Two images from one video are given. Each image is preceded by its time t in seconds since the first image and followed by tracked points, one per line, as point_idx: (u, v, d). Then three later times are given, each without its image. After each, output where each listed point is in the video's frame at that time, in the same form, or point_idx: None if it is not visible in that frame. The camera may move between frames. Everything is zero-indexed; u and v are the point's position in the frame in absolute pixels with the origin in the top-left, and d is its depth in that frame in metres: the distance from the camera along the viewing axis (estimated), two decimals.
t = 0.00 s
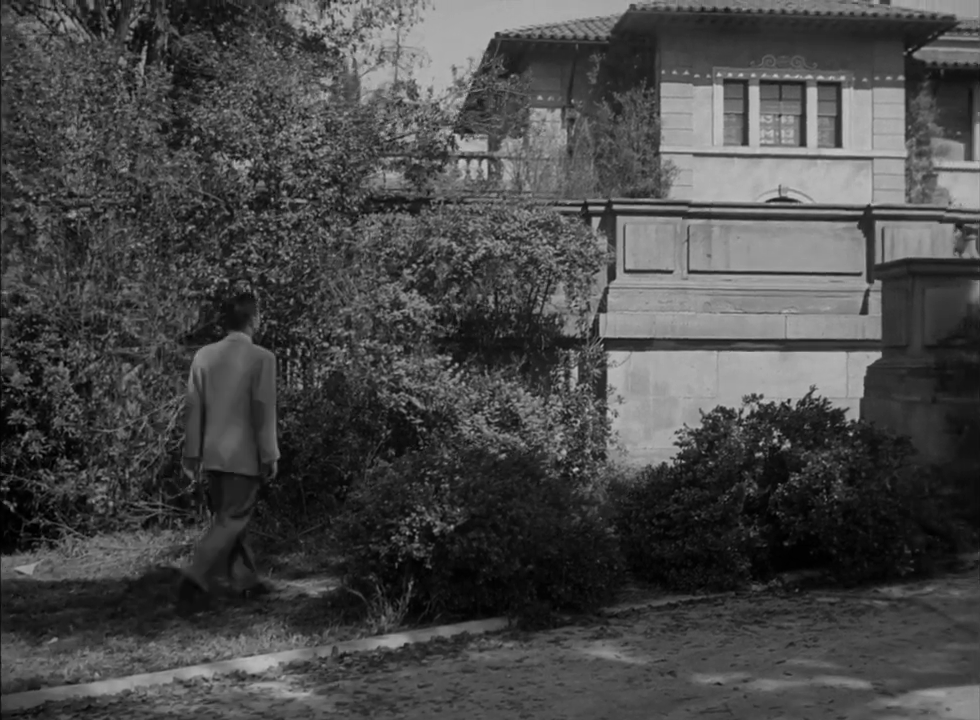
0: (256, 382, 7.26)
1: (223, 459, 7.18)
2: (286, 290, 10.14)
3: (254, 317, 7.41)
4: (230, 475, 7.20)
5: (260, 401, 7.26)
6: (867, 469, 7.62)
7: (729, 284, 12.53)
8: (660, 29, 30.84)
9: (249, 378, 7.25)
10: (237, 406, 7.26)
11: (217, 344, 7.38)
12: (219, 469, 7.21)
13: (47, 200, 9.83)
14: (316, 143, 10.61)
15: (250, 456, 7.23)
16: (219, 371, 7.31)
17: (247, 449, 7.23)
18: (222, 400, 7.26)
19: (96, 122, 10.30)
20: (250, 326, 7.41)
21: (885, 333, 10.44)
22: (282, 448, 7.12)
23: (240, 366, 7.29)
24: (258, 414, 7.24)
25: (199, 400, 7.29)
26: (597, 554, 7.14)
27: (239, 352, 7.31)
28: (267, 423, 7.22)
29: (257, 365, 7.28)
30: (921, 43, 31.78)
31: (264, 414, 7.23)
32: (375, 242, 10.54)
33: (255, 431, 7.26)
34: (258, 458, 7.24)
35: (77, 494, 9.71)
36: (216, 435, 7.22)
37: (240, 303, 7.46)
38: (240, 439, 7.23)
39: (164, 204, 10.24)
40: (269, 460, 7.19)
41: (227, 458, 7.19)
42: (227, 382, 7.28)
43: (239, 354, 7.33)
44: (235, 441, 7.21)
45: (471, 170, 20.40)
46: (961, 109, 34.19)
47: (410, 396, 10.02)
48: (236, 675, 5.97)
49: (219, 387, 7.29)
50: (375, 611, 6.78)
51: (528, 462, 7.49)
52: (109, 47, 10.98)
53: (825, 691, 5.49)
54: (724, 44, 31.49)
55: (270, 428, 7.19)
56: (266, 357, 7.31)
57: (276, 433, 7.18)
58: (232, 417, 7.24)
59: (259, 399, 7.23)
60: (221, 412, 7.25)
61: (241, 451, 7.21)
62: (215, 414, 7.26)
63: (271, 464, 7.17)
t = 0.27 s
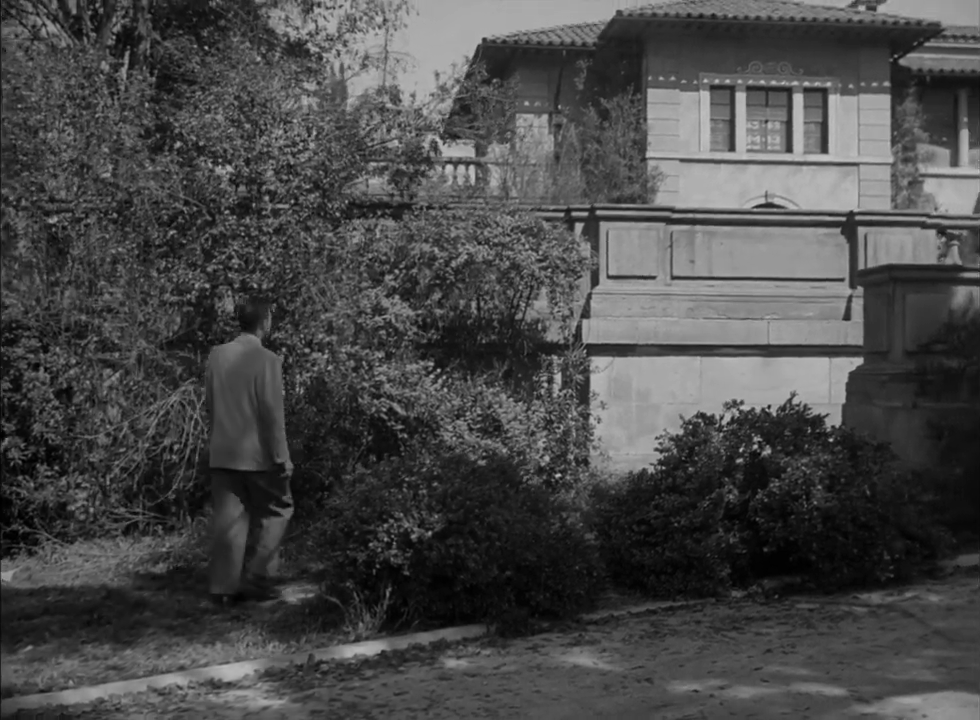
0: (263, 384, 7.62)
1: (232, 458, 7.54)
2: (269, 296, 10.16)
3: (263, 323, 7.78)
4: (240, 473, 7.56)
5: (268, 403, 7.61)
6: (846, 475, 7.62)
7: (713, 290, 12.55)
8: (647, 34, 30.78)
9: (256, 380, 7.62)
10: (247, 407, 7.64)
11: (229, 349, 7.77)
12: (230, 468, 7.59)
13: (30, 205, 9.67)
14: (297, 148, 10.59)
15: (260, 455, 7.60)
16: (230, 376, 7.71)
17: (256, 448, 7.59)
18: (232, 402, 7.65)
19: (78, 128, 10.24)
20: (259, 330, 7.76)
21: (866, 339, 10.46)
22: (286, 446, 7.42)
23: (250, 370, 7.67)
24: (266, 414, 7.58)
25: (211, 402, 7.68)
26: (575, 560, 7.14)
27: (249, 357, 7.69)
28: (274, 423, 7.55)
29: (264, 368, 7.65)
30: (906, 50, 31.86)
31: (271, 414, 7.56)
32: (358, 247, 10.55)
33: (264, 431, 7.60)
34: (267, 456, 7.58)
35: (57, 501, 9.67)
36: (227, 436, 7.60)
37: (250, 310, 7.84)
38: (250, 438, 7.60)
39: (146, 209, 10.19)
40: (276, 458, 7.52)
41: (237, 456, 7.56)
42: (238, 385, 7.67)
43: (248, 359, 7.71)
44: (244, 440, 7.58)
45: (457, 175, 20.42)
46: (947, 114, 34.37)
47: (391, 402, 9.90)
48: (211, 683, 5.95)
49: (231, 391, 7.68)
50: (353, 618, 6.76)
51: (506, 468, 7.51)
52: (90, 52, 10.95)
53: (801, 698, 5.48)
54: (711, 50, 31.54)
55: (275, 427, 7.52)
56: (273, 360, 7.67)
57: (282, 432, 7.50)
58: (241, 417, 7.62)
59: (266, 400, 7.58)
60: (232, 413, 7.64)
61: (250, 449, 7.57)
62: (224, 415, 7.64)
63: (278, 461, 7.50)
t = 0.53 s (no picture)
0: (270, 392, 7.60)
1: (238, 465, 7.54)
2: (251, 299, 10.07)
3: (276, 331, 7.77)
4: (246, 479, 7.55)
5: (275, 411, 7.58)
6: (828, 478, 7.60)
7: (697, 293, 12.55)
8: (634, 38, 30.83)
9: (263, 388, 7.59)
10: (256, 415, 7.63)
11: (242, 357, 7.78)
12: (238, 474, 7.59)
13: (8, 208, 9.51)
14: (280, 150, 10.57)
15: (267, 462, 7.57)
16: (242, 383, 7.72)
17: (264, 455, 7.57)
18: (241, 409, 7.65)
19: (59, 129, 10.17)
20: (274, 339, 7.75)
21: (850, 342, 10.47)
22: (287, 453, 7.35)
23: (260, 377, 7.66)
24: (273, 421, 7.55)
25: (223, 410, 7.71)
26: (556, 564, 7.11)
27: (260, 364, 7.69)
28: (279, 430, 7.51)
29: (275, 376, 7.62)
30: (894, 53, 31.92)
31: (278, 422, 7.53)
32: (341, 251, 10.46)
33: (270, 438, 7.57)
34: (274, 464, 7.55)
35: (38, 506, 9.62)
36: (236, 443, 7.62)
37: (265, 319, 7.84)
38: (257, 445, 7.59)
39: (128, 211, 10.13)
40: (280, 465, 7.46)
41: (243, 463, 7.56)
42: (249, 393, 7.67)
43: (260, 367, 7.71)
44: (251, 447, 7.57)
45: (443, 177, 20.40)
46: (934, 117, 34.35)
47: (374, 406, 9.88)
48: (188, 688, 5.92)
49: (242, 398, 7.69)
50: (332, 622, 6.73)
51: (487, 471, 7.44)
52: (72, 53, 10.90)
53: (780, 702, 5.46)
54: (699, 53, 31.54)
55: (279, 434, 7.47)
56: (283, 368, 7.64)
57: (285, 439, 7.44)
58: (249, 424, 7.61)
59: (271, 407, 7.55)
60: (242, 421, 7.65)
61: (256, 455, 7.56)
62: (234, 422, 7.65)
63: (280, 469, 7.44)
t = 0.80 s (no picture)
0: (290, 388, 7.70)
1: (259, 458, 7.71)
2: (232, 304, 10.05)
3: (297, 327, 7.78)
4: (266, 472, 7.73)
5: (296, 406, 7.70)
6: (809, 484, 7.57)
7: (681, 297, 12.51)
8: (621, 42, 30.94)
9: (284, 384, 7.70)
10: (276, 409, 7.76)
11: (265, 350, 7.89)
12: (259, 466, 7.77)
13: None
14: (262, 155, 10.54)
15: (286, 456, 7.74)
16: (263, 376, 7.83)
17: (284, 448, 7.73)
18: (262, 402, 7.78)
19: (39, 132, 10.06)
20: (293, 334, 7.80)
21: (833, 347, 10.45)
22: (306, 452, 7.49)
23: (281, 372, 7.77)
24: (293, 417, 7.69)
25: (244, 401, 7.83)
26: (535, 571, 7.06)
27: (280, 359, 7.79)
28: (300, 426, 7.65)
29: (295, 372, 7.73)
30: (880, 59, 32.01)
31: (298, 417, 7.65)
32: (323, 256, 10.38)
33: (290, 433, 7.71)
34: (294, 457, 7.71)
35: (17, 511, 9.67)
36: (257, 434, 7.77)
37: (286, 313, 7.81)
38: (278, 439, 7.74)
39: (109, 215, 10.07)
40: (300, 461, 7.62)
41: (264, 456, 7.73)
42: (270, 386, 7.79)
43: (281, 361, 7.80)
44: (271, 441, 7.73)
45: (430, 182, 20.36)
46: (920, 123, 34.39)
47: (354, 411, 9.83)
48: (162, 696, 5.88)
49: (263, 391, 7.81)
50: (310, 629, 6.70)
51: (466, 478, 7.37)
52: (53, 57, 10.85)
53: (757, 710, 5.43)
54: (686, 57, 31.53)
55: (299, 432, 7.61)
56: (302, 365, 7.73)
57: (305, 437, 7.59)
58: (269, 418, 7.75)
59: (291, 404, 7.67)
60: (263, 413, 7.78)
61: (276, 449, 7.71)
62: (255, 415, 7.79)
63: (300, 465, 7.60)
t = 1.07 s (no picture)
0: (300, 387, 7.61)
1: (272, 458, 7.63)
2: (208, 306, 9.97)
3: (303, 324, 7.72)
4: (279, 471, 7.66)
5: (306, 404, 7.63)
6: (784, 488, 7.56)
7: (659, 300, 12.47)
8: (604, 45, 30.97)
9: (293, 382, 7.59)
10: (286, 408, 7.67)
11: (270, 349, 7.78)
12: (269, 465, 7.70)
13: None
14: (238, 156, 10.50)
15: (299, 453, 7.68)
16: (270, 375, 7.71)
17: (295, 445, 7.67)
18: (270, 401, 7.67)
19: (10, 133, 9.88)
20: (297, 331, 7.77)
21: (811, 350, 10.39)
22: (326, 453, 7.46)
23: (288, 370, 7.66)
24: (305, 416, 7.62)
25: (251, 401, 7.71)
26: (508, 575, 7.01)
27: (285, 358, 7.68)
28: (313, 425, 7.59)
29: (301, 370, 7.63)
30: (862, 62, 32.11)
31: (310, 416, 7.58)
32: (298, 258, 10.41)
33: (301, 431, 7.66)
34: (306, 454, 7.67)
35: None
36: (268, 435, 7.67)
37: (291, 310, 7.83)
38: (288, 437, 7.68)
39: (82, 217, 9.92)
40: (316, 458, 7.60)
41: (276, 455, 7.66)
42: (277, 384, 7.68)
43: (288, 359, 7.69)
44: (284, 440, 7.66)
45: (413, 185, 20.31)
46: (902, 126, 34.46)
47: (330, 415, 9.69)
48: (129, 703, 5.82)
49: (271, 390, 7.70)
50: (280, 635, 6.61)
51: (439, 481, 7.32)
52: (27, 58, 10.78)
53: (727, 715, 5.39)
54: (669, 61, 31.56)
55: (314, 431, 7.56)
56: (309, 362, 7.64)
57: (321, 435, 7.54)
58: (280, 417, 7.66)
59: (303, 403, 7.59)
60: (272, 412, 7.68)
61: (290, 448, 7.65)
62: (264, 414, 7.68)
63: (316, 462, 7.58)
